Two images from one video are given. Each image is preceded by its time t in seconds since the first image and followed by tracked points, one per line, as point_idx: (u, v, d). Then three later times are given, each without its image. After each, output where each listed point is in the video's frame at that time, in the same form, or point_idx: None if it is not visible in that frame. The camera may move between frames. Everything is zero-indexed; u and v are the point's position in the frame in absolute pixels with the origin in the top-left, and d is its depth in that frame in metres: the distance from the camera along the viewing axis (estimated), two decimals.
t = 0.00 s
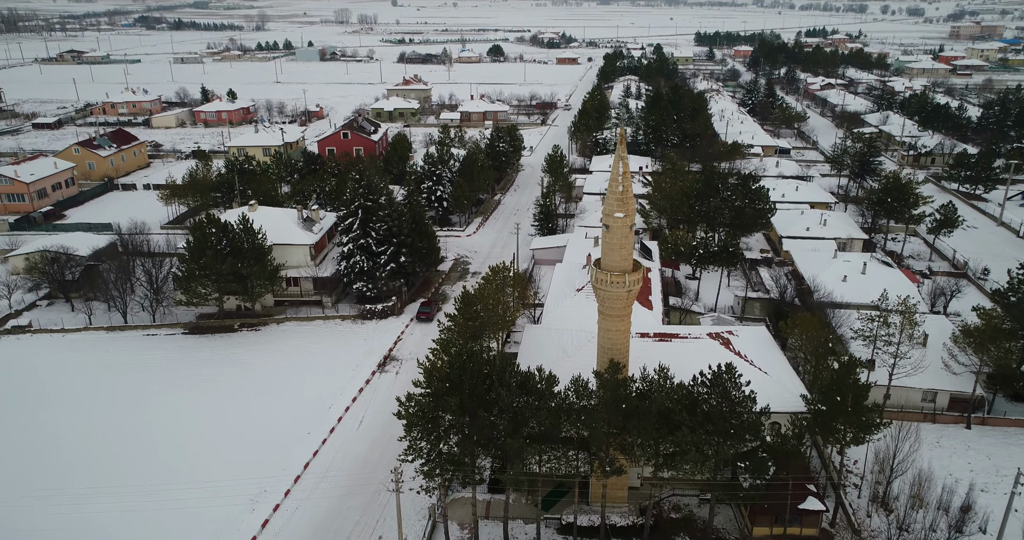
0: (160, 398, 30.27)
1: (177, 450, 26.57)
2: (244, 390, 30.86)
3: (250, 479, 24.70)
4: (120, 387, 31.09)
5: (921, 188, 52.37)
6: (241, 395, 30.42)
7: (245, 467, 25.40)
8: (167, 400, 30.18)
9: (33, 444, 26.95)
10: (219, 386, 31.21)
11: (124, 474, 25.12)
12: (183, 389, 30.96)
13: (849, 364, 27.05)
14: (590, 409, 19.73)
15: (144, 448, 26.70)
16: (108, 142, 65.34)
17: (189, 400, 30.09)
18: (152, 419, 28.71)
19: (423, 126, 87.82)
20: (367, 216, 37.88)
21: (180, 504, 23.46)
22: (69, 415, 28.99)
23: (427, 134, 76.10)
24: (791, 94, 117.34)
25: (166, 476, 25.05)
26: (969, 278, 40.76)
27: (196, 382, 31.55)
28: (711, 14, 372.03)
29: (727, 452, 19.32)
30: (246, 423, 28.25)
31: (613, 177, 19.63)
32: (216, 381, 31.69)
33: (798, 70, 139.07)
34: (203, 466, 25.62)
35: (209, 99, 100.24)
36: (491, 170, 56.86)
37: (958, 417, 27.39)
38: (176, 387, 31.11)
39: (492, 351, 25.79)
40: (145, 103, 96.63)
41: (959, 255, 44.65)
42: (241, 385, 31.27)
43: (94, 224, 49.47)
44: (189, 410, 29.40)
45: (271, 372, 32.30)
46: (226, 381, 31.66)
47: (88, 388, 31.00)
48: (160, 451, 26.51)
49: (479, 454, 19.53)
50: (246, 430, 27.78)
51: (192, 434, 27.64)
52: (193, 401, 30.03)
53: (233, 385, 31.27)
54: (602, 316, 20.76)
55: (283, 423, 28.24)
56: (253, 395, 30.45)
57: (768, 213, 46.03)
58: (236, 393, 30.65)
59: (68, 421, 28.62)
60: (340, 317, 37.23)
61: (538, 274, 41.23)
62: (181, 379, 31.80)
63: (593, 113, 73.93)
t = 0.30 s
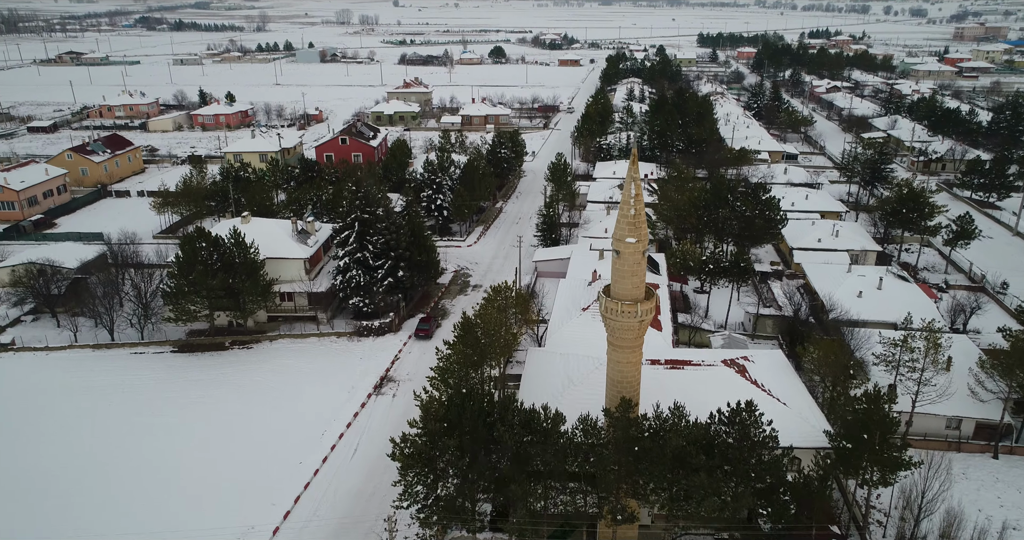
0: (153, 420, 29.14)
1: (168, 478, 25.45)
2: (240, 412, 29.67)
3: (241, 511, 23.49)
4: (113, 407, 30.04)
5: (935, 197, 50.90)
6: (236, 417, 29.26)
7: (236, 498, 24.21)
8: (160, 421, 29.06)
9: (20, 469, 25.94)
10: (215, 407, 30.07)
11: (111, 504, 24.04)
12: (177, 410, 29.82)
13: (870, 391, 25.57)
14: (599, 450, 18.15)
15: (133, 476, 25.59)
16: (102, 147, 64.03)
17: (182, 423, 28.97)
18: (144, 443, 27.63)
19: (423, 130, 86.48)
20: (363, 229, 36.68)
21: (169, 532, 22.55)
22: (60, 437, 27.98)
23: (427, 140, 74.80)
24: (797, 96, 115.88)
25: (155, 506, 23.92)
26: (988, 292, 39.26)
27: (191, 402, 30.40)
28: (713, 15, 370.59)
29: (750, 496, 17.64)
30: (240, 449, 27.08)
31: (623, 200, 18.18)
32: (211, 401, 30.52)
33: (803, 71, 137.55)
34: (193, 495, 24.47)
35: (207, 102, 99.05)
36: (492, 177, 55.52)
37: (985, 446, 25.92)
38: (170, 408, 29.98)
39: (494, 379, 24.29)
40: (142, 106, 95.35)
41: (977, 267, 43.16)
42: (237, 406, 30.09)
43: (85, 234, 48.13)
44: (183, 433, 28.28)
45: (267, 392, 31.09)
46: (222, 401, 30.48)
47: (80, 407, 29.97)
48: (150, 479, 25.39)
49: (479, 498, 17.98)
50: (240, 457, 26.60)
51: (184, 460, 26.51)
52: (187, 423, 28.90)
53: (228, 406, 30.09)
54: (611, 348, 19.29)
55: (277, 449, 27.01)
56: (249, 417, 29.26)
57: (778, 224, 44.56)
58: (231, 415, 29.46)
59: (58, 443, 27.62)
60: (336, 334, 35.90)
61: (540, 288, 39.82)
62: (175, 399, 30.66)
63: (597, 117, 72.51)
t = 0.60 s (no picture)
0: (143, 445, 27.80)
1: (164, 495, 24.87)
2: (231, 438, 28.18)
3: None
4: (101, 430, 28.72)
5: (949, 206, 49.45)
6: (229, 443, 27.86)
7: (227, 526, 23.13)
8: (150, 447, 27.68)
9: (3, 495, 24.80)
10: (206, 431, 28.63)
11: (100, 527, 23.14)
12: (167, 435, 28.43)
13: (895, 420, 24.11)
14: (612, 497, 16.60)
15: (129, 492, 25.01)
16: (96, 153, 62.74)
17: (172, 449, 27.55)
18: (137, 463, 26.71)
19: (424, 134, 85.14)
20: (361, 243, 35.36)
21: None
22: (47, 459, 26.85)
23: (427, 145, 73.46)
24: (802, 99, 114.46)
25: (139, 538, 22.64)
26: (1008, 308, 37.83)
27: (182, 427, 29.00)
28: (715, 16, 369.19)
29: None
30: (234, 472, 26.03)
31: (637, 226, 16.69)
32: (203, 426, 29.08)
33: (807, 74, 136.07)
34: (189, 513, 23.87)
35: (205, 106, 97.75)
36: (494, 184, 54.20)
37: (1017, 478, 24.38)
38: (159, 433, 28.59)
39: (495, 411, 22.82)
40: (139, 109, 94.09)
41: (995, 280, 41.71)
42: (229, 431, 28.64)
43: (75, 244, 46.88)
44: (171, 461, 26.85)
45: (261, 416, 29.62)
46: (213, 425, 29.05)
47: (68, 429, 28.71)
48: (135, 509, 24.10)
49: None
50: (229, 487, 25.15)
51: (172, 489, 25.17)
52: (176, 450, 27.50)
53: (220, 431, 28.64)
54: (623, 383, 17.84)
55: (268, 481, 25.44)
56: (241, 444, 27.77)
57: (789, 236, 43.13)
58: (223, 441, 27.99)
59: (58, 454, 27.27)
60: (331, 353, 34.49)
61: (544, 303, 38.44)
62: (166, 422, 29.26)
63: (601, 122, 71.13)
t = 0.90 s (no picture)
0: (135, 462, 27.08)
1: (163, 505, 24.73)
2: (215, 469, 26.66)
3: None
4: (98, 443, 28.21)
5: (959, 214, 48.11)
6: (228, 456, 27.43)
7: None
8: (143, 464, 27.00)
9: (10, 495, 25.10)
10: (194, 456, 27.45)
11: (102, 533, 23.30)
12: (147, 467, 26.87)
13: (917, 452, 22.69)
14: None
15: (129, 501, 25.02)
16: (83, 159, 61.11)
17: (158, 475, 26.40)
18: (139, 472, 26.57)
19: (419, 138, 83.60)
20: (352, 258, 33.93)
21: None
22: (52, 464, 26.92)
23: (423, 150, 71.98)
24: (802, 102, 113.17)
25: None
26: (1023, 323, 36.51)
27: (164, 457, 27.46)
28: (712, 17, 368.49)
29: None
30: (233, 486, 25.69)
31: (647, 254, 15.21)
32: (186, 455, 27.58)
33: (807, 76, 134.77)
34: (188, 523, 23.76)
35: (197, 109, 96.09)
36: (491, 192, 52.76)
37: None
38: (139, 464, 27.03)
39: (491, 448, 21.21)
40: (130, 113, 92.43)
41: (1008, 293, 40.40)
42: (218, 455, 27.49)
43: (59, 255, 45.38)
44: (164, 480, 26.12)
45: (247, 444, 28.13)
46: (198, 454, 27.56)
47: (70, 436, 28.54)
48: (134, 518, 24.07)
49: None
50: (227, 502, 24.85)
51: (171, 500, 25.00)
52: (169, 468, 26.74)
53: (203, 461, 27.15)
54: (632, 423, 16.43)
55: (256, 510, 24.29)
56: (230, 470, 26.64)
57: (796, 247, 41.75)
58: (212, 465, 26.93)
59: (62, 458, 27.26)
60: (321, 373, 32.96)
61: (544, 319, 37.02)
62: (147, 452, 27.73)
63: (600, 126, 69.69)
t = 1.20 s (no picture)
0: (110, 488, 25.80)
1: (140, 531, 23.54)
2: (193, 496, 25.37)
3: None
4: (69, 469, 26.82)
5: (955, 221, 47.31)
6: (208, 481, 26.17)
7: None
8: (120, 489, 25.78)
9: None
10: (173, 481, 26.19)
11: None
12: (120, 495, 25.45)
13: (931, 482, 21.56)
14: None
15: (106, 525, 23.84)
16: (57, 166, 58.98)
17: (135, 501, 25.15)
18: (115, 496, 25.36)
19: (406, 143, 81.92)
20: (334, 273, 32.37)
21: None
22: (25, 487, 25.72)
23: (409, 155, 70.38)
24: (792, 104, 112.63)
25: None
26: None
27: (137, 485, 26.02)
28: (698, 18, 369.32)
29: None
30: (212, 512, 24.46)
31: (651, 287, 13.82)
32: (160, 485, 26.02)
33: (796, 77, 134.35)
34: None
35: (178, 112, 93.88)
36: (479, 200, 51.34)
37: None
38: (112, 492, 25.64)
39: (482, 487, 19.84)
40: (108, 117, 90.06)
41: (1008, 302, 39.57)
42: (198, 481, 26.18)
43: (30, 268, 43.42)
44: (139, 506, 24.86)
45: (224, 473, 26.58)
46: (171, 484, 26.01)
47: (46, 459, 27.32)
48: None
49: None
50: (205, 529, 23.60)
51: (146, 526, 23.78)
52: (145, 494, 25.48)
53: (177, 491, 25.60)
54: (633, 466, 15.10)
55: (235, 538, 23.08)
56: (210, 496, 25.36)
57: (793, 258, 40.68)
58: (192, 490, 25.67)
59: (36, 482, 26.05)
60: (303, 395, 31.44)
61: (535, 336, 35.65)
62: (117, 482, 26.16)
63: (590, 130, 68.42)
